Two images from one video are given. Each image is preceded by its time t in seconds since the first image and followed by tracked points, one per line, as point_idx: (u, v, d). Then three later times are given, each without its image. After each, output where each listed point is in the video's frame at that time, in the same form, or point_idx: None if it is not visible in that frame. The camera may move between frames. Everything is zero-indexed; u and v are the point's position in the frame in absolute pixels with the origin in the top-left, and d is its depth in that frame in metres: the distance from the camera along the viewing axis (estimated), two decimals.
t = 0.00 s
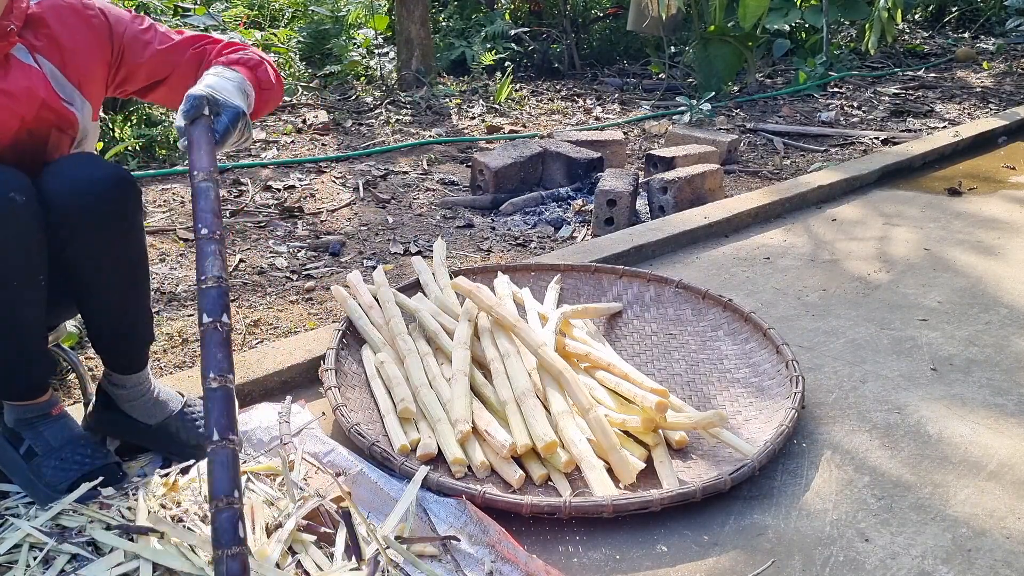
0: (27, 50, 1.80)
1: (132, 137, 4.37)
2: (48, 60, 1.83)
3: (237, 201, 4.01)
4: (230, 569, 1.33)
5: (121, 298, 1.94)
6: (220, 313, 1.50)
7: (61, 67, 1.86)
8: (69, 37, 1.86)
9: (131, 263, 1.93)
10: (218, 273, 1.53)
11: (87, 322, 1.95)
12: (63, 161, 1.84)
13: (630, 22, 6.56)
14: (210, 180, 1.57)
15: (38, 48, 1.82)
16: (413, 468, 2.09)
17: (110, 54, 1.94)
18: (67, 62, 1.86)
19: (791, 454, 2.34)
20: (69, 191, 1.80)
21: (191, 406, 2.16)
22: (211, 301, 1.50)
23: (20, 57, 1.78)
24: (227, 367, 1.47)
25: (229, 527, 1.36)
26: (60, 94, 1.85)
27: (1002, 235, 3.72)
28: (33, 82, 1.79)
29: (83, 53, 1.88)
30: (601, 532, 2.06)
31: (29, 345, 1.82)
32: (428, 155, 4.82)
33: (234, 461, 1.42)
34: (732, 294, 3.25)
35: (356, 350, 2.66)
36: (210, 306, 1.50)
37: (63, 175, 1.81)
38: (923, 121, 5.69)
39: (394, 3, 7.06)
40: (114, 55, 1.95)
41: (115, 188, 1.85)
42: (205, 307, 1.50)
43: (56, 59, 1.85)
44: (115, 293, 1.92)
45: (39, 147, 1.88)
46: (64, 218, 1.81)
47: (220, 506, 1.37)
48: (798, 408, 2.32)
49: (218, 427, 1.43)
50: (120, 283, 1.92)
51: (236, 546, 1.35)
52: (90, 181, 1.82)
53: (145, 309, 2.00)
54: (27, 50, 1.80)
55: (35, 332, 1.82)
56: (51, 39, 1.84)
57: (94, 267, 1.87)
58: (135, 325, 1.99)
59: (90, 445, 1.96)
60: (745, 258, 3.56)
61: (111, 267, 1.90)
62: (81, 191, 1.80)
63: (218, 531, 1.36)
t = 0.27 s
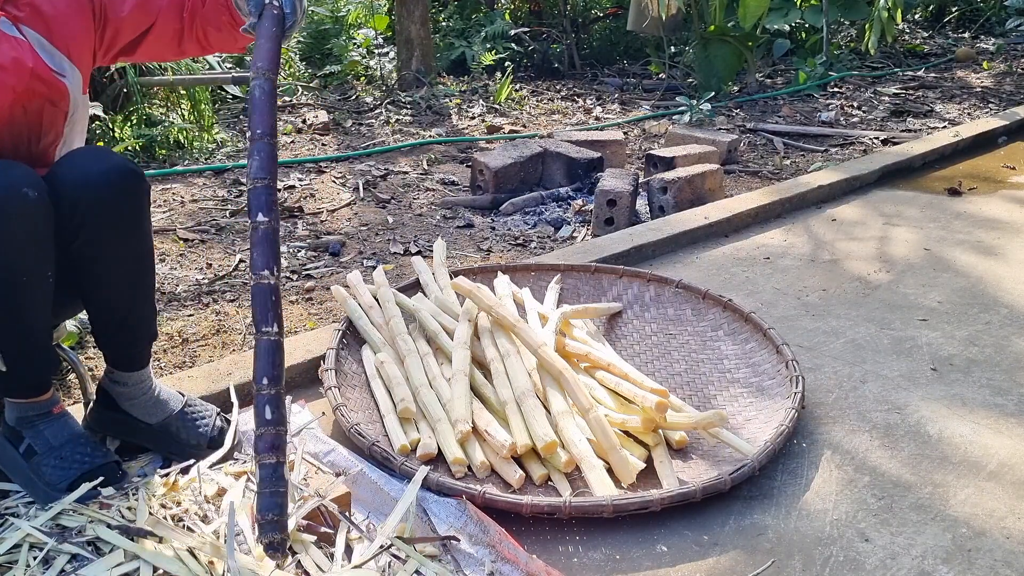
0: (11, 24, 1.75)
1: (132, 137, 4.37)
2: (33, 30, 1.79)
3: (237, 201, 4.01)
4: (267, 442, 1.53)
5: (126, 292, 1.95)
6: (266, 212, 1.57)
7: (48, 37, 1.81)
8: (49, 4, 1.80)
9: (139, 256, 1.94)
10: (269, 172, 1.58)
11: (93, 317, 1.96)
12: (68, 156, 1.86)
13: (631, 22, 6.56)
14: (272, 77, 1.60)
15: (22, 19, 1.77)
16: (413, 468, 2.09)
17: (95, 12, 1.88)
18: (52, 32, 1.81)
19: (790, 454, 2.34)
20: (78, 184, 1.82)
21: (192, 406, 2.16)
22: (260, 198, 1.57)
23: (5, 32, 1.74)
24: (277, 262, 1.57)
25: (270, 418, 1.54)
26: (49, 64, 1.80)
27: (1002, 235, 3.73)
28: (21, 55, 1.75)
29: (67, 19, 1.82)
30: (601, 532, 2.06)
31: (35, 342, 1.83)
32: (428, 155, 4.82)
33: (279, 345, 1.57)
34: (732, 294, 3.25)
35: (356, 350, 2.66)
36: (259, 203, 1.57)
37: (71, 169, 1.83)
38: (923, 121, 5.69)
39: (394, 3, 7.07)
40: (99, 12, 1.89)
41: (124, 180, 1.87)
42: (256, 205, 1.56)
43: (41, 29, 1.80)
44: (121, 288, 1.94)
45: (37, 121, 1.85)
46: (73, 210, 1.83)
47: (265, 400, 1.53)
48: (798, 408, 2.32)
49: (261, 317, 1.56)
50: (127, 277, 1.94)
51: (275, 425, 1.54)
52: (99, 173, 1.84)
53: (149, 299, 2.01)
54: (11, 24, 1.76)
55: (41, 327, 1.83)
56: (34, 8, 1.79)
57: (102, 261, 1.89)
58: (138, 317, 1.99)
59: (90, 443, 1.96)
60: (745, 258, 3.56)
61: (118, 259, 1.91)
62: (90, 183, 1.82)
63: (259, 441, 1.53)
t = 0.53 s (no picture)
0: (11, 11, 1.79)
1: (132, 137, 4.37)
2: (31, 20, 1.82)
3: (237, 201, 4.01)
4: (320, 460, 1.71)
5: (134, 288, 1.97)
6: (286, 261, 1.58)
7: (47, 29, 1.84)
8: None
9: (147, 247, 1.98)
10: (284, 226, 1.57)
11: (97, 313, 1.97)
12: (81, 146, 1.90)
13: (631, 22, 6.56)
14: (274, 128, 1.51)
15: (20, 9, 1.81)
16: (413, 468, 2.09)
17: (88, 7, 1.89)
18: (49, 22, 1.84)
19: (790, 453, 2.34)
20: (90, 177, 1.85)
21: (192, 406, 2.17)
22: (280, 248, 1.57)
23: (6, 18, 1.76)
24: (309, 305, 1.62)
25: (325, 440, 1.70)
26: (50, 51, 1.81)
27: (1002, 235, 3.73)
28: (24, 37, 1.77)
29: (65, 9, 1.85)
30: (600, 532, 2.06)
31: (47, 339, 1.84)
32: (428, 155, 4.82)
33: (318, 379, 1.66)
34: (732, 294, 3.25)
35: (356, 349, 2.66)
36: (279, 253, 1.57)
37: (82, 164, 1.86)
38: (922, 121, 5.69)
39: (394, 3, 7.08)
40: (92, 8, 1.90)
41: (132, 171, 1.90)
42: (278, 256, 1.57)
43: (38, 19, 1.83)
44: (129, 284, 1.97)
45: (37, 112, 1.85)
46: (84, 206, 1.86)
47: (316, 427, 1.68)
48: (798, 408, 2.32)
49: (299, 358, 1.63)
50: (136, 270, 1.96)
51: (326, 446, 1.70)
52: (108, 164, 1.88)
53: (154, 295, 2.03)
54: (11, 10, 1.79)
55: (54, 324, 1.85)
56: None
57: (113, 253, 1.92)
58: (143, 313, 2.02)
59: (90, 441, 1.97)
60: (745, 258, 3.56)
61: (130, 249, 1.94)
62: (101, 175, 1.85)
63: (316, 460, 1.70)
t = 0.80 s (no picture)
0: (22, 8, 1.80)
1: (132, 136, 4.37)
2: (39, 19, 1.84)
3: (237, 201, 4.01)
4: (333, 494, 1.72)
5: (147, 287, 2.02)
6: (274, 309, 1.59)
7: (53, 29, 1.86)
8: None
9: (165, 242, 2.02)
10: (264, 276, 1.57)
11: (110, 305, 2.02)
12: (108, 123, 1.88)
13: (630, 22, 6.56)
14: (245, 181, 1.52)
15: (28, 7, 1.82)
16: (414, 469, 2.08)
17: (90, 15, 1.93)
18: (57, 22, 1.86)
19: (790, 453, 2.34)
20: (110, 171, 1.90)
21: (192, 406, 2.17)
22: (265, 298, 1.58)
23: (18, 13, 1.77)
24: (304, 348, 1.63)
25: (336, 474, 1.71)
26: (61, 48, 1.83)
27: (1002, 235, 3.73)
28: (39, 32, 1.78)
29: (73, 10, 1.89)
30: (600, 532, 2.06)
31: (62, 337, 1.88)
32: (428, 155, 4.82)
33: (321, 418, 1.68)
34: (732, 294, 3.25)
35: (356, 349, 2.66)
36: (266, 303, 1.58)
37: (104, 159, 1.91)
38: (922, 121, 5.69)
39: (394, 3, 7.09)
40: (93, 18, 1.94)
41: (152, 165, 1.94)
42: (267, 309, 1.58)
43: (46, 18, 1.85)
44: (144, 281, 2.01)
45: (52, 110, 1.84)
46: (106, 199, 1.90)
47: (325, 463, 1.69)
48: (798, 408, 2.32)
49: (299, 402, 1.64)
50: (152, 267, 2.01)
51: (337, 481, 1.71)
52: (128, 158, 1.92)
53: (165, 295, 2.07)
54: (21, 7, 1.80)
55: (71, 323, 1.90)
56: None
57: (132, 247, 1.96)
58: (154, 312, 2.06)
59: (90, 441, 1.97)
60: (745, 258, 3.56)
61: (150, 243, 1.98)
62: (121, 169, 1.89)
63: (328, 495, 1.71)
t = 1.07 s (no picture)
0: (26, 5, 1.83)
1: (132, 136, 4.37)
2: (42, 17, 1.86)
3: (237, 201, 4.01)
4: (327, 495, 1.76)
5: (153, 288, 2.02)
6: (257, 314, 1.63)
7: (55, 27, 1.89)
8: None
9: (172, 241, 2.02)
10: (242, 281, 1.61)
11: (116, 305, 2.02)
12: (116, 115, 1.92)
13: (630, 22, 6.55)
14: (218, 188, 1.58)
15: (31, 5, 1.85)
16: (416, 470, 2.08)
17: (90, 18, 1.94)
18: (59, 20, 1.89)
19: (790, 453, 2.34)
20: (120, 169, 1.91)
21: (192, 406, 2.17)
22: (247, 303, 1.62)
23: (24, 11, 1.81)
24: (287, 352, 1.67)
25: (330, 475, 1.75)
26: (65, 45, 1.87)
27: (1002, 235, 3.73)
28: (45, 29, 1.82)
29: (75, 9, 1.90)
30: (601, 532, 2.06)
31: (68, 338, 1.89)
32: (427, 155, 4.82)
33: (311, 421, 1.72)
34: (732, 294, 3.25)
35: (356, 349, 2.66)
36: (247, 308, 1.62)
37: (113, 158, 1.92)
38: (922, 121, 5.69)
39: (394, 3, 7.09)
40: (92, 22, 1.95)
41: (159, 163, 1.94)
42: (248, 315, 1.62)
43: (48, 16, 1.87)
44: (150, 281, 2.01)
45: (60, 107, 1.88)
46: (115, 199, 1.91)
47: (318, 464, 1.73)
48: (798, 408, 2.32)
49: (287, 405, 1.69)
50: (160, 265, 2.01)
51: (331, 483, 1.75)
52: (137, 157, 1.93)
53: (169, 294, 2.07)
54: (26, 5, 1.83)
55: (79, 323, 1.90)
56: None
57: (140, 245, 1.97)
58: (158, 315, 2.06)
59: (91, 441, 1.97)
60: (745, 258, 3.56)
61: (158, 240, 1.99)
62: (128, 166, 1.90)
63: (322, 496, 1.75)
